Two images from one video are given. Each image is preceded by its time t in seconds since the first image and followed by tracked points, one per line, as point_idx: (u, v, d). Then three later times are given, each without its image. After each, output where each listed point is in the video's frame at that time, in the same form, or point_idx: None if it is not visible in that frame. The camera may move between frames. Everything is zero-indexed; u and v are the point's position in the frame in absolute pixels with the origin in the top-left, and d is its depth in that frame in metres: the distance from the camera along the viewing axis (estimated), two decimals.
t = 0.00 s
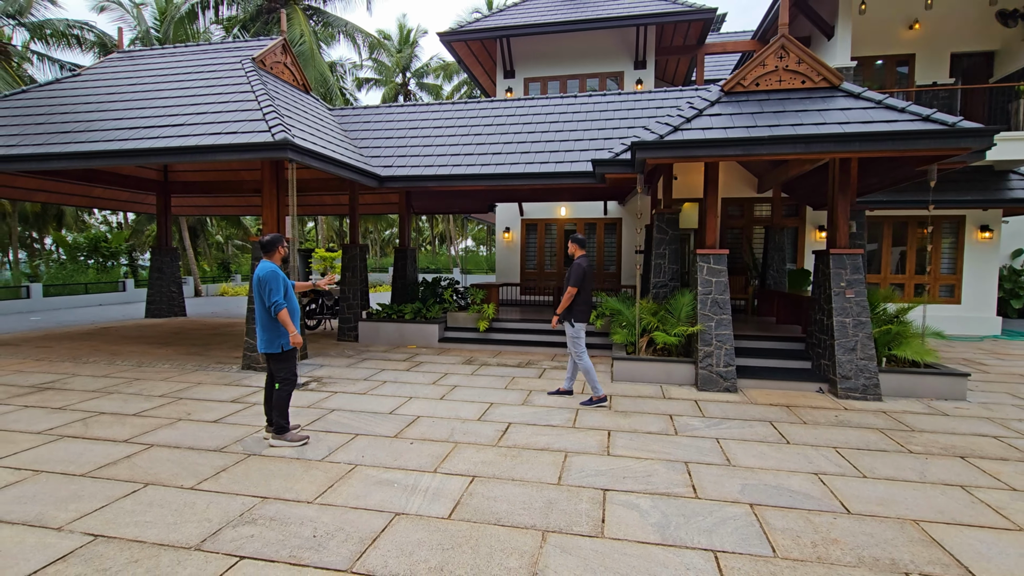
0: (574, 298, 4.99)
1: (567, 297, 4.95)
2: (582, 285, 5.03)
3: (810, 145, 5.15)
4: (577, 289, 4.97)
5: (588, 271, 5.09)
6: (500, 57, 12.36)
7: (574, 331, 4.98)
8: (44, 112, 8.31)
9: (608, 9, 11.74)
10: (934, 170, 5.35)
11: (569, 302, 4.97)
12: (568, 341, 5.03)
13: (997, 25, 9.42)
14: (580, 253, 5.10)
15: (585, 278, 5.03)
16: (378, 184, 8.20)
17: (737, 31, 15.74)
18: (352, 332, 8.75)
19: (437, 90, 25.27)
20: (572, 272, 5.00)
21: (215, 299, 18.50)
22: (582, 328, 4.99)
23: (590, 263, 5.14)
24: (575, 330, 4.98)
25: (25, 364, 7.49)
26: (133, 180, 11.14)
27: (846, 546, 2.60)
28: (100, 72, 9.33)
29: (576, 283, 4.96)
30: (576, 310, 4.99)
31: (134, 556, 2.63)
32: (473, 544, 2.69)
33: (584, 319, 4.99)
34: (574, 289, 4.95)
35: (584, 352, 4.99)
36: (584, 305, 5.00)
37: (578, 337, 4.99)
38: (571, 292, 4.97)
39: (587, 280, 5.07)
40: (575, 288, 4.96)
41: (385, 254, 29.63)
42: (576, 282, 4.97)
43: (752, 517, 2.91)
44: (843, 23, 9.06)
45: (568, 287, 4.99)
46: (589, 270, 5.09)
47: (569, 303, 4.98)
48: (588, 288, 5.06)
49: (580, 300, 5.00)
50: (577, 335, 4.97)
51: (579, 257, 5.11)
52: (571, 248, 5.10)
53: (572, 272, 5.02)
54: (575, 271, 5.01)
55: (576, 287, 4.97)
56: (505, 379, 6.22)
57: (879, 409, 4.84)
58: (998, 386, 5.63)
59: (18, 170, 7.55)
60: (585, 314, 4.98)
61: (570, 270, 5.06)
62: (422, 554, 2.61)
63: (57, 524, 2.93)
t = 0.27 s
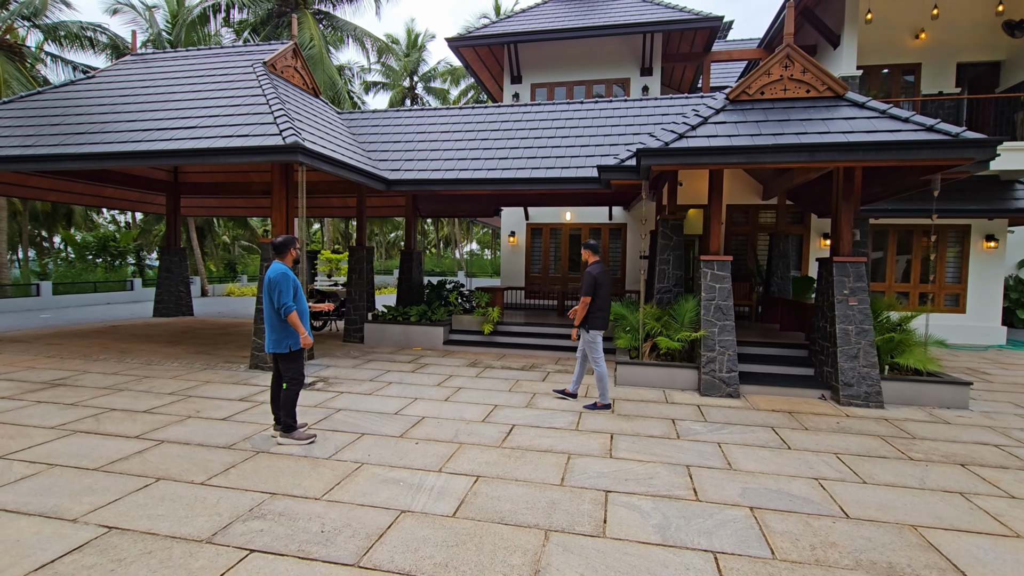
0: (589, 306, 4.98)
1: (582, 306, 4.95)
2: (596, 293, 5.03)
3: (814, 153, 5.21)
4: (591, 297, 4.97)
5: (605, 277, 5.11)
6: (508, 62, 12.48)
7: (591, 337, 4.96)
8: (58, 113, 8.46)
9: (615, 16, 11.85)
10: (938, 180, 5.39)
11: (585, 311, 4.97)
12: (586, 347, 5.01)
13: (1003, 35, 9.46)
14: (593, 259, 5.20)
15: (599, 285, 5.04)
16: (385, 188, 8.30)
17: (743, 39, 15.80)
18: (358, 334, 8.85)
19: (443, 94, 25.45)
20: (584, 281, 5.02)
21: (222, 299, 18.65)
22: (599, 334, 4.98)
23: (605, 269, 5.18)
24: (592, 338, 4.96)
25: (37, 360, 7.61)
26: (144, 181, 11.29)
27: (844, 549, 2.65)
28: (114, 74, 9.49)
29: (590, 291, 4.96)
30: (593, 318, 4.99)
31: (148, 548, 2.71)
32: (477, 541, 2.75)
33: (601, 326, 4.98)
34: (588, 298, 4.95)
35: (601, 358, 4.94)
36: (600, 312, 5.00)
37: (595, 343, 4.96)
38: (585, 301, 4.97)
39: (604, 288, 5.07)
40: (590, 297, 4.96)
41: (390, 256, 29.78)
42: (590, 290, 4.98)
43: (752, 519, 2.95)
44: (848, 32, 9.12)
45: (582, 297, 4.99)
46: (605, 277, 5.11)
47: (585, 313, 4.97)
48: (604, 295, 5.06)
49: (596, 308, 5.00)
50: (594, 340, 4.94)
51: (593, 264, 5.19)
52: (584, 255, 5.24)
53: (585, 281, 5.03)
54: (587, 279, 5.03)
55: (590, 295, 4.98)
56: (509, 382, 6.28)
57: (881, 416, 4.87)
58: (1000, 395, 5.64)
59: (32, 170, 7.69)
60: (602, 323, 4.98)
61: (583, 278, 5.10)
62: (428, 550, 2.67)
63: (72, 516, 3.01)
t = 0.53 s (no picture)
0: (606, 312, 4.95)
1: (601, 312, 4.89)
2: (612, 297, 4.99)
3: (817, 160, 5.26)
4: (608, 303, 4.94)
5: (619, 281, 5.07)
6: (514, 67, 12.59)
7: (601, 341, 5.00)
8: (72, 115, 8.60)
9: (621, 22, 11.94)
10: (940, 187, 5.43)
11: (603, 317, 4.92)
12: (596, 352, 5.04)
13: (1008, 43, 9.49)
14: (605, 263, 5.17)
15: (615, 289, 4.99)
16: (392, 190, 8.40)
17: (748, 45, 15.86)
18: (363, 335, 8.92)
19: (449, 98, 25.62)
20: (600, 287, 4.96)
21: (227, 299, 18.78)
22: (610, 339, 5.00)
23: (619, 273, 5.14)
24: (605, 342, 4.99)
25: (47, 357, 7.72)
26: (153, 181, 11.43)
27: (843, 549, 2.70)
28: (126, 76, 9.63)
29: (607, 297, 4.92)
30: (609, 324, 4.98)
31: (162, 539, 2.78)
32: (482, 537, 2.81)
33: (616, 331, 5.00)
34: (605, 304, 4.90)
35: (608, 362, 5.02)
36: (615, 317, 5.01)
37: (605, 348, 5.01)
38: (604, 308, 4.92)
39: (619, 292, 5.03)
40: (607, 303, 4.92)
41: (394, 258, 29.90)
42: (607, 295, 4.94)
43: (752, 519, 3.00)
44: (853, 40, 9.18)
45: (600, 303, 4.93)
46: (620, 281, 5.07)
47: (603, 319, 4.93)
48: (619, 300, 5.03)
49: (612, 313, 4.99)
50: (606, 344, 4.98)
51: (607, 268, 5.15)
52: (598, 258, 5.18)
53: (601, 286, 4.97)
54: (604, 284, 4.96)
55: (607, 301, 4.93)
56: (513, 383, 6.34)
57: (882, 421, 4.91)
58: (1002, 401, 5.66)
59: (45, 170, 7.82)
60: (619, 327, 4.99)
61: (598, 283, 5.04)
62: (434, 545, 2.74)
63: (88, 508, 3.10)
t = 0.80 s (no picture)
0: (619, 314, 4.93)
1: (614, 315, 4.85)
2: (625, 300, 4.96)
3: (817, 164, 5.31)
4: (621, 305, 4.90)
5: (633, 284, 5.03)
6: (517, 70, 12.68)
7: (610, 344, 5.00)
8: (80, 117, 8.71)
9: (624, 26, 12.02)
10: (940, 191, 5.47)
11: (615, 319, 4.90)
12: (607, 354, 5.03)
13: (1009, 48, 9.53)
14: (619, 265, 5.11)
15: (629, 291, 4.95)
16: (396, 193, 8.47)
17: (750, 49, 15.92)
18: (366, 335, 9.03)
19: (452, 101, 25.74)
20: (614, 289, 4.92)
21: (230, 300, 18.87)
22: (619, 341, 5.00)
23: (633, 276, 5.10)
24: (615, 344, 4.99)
25: (55, 356, 7.81)
26: (158, 183, 11.53)
27: (841, 547, 2.74)
28: (133, 79, 9.75)
29: (621, 299, 4.88)
30: (621, 326, 4.98)
31: (172, 533, 2.85)
32: (485, 533, 2.86)
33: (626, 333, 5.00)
34: (618, 307, 4.86)
35: (616, 364, 5.03)
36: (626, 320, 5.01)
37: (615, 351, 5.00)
38: (616, 310, 4.88)
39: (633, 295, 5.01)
40: (620, 305, 4.88)
41: (397, 260, 29.99)
42: (620, 298, 4.90)
43: (751, 518, 3.05)
44: (854, 45, 9.24)
45: (612, 305, 4.89)
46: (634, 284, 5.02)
47: (615, 321, 4.91)
48: (631, 302, 5.01)
49: (624, 316, 4.97)
50: (616, 346, 4.98)
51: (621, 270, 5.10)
52: (611, 261, 5.12)
53: (615, 289, 4.93)
54: (617, 287, 4.92)
55: (620, 304, 4.90)
56: (515, 385, 6.39)
57: (882, 423, 4.95)
58: (1002, 404, 5.69)
59: (54, 172, 7.92)
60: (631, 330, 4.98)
61: (611, 285, 4.99)
62: (438, 541, 2.79)
63: (99, 503, 3.17)
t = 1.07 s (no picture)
0: (630, 315, 4.92)
1: (625, 314, 4.86)
2: (638, 301, 4.95)
3: (816, 166, 5.35)
4: (633, 306, 4.88)
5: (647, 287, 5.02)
6: (517, 72, 12.74)
7: (620, 345, 5.01)
8: (84, 120, 8.77)
9: (624, 29, 12.07)
10: (939, 193, 5.51)
11: (626, 319, 4.89)
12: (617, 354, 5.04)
13: (1008, 50, 9.56)
14: (636, 266, 5.10)
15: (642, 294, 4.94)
16: (397, 195, 8.52)
17: (750, 51, 15.96)
18: (367, 337, 9.06)
19: (453, 102, 25.82)
20: (627, 290, 4.91)
21: (232, 302, 18.94)
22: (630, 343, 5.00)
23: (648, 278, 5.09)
24: (625, 345, 4.99)
25: (59, 358, 7.87)
26: (161, 185, 11.60)
27: (837, 545, 2.77)
28: (137, 82, 9.81)
29: (633, 299, 4.87)
30: (633, 328, 4.96)
31: (178, 531, 2.90)
32: (487, 531, 2.90)
33: (636, 335, 4.96)
34: (630, 306, 4.86)
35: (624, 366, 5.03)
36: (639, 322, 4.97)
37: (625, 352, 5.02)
38: (628, 310, 4.88)
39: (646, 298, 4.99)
40: (632, 305, 4.87)
41: (398, 261, 30.04)
42: (633, 299, 4.89)
43: (750, 517, 3.08)
44: (853, 47, 9.27)
45: (624, 305, 4.88)
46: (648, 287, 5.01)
47: (626, 320, 4.91)
48: (644, 304, 4.98)
49: (636, 317, 4.95)
50: (626, 347, 4.99)
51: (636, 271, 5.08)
52: (628, 261, 5.07)
53: (627, 289, 4.94)
54: (631, 287, 4.91)
55: (632, 304, 4.88)
56: (516, 385, 6.43)
57: (880, 423, 4.98)
58: (1001, 405, 5.72)
59: (58, 175, 7.98)
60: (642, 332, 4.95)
61: (625, 286, 4.99)
62: (440, 538, 2.83)
63: (106, 502, 3.22)
